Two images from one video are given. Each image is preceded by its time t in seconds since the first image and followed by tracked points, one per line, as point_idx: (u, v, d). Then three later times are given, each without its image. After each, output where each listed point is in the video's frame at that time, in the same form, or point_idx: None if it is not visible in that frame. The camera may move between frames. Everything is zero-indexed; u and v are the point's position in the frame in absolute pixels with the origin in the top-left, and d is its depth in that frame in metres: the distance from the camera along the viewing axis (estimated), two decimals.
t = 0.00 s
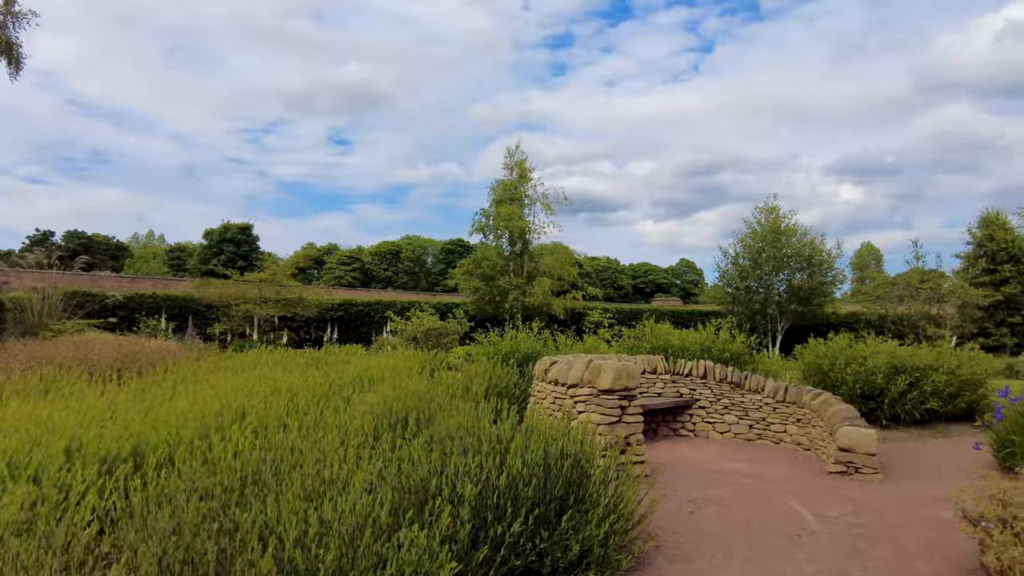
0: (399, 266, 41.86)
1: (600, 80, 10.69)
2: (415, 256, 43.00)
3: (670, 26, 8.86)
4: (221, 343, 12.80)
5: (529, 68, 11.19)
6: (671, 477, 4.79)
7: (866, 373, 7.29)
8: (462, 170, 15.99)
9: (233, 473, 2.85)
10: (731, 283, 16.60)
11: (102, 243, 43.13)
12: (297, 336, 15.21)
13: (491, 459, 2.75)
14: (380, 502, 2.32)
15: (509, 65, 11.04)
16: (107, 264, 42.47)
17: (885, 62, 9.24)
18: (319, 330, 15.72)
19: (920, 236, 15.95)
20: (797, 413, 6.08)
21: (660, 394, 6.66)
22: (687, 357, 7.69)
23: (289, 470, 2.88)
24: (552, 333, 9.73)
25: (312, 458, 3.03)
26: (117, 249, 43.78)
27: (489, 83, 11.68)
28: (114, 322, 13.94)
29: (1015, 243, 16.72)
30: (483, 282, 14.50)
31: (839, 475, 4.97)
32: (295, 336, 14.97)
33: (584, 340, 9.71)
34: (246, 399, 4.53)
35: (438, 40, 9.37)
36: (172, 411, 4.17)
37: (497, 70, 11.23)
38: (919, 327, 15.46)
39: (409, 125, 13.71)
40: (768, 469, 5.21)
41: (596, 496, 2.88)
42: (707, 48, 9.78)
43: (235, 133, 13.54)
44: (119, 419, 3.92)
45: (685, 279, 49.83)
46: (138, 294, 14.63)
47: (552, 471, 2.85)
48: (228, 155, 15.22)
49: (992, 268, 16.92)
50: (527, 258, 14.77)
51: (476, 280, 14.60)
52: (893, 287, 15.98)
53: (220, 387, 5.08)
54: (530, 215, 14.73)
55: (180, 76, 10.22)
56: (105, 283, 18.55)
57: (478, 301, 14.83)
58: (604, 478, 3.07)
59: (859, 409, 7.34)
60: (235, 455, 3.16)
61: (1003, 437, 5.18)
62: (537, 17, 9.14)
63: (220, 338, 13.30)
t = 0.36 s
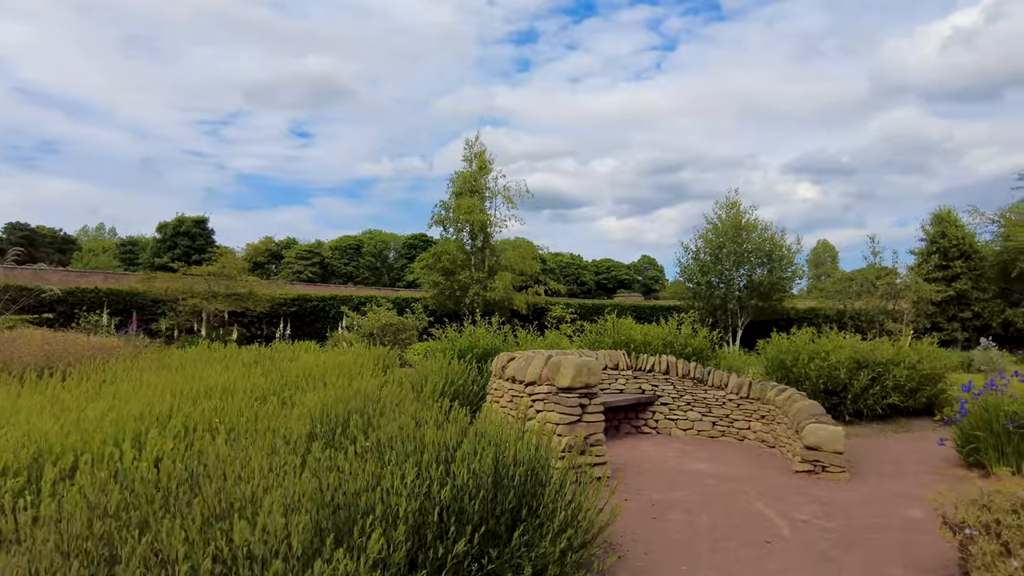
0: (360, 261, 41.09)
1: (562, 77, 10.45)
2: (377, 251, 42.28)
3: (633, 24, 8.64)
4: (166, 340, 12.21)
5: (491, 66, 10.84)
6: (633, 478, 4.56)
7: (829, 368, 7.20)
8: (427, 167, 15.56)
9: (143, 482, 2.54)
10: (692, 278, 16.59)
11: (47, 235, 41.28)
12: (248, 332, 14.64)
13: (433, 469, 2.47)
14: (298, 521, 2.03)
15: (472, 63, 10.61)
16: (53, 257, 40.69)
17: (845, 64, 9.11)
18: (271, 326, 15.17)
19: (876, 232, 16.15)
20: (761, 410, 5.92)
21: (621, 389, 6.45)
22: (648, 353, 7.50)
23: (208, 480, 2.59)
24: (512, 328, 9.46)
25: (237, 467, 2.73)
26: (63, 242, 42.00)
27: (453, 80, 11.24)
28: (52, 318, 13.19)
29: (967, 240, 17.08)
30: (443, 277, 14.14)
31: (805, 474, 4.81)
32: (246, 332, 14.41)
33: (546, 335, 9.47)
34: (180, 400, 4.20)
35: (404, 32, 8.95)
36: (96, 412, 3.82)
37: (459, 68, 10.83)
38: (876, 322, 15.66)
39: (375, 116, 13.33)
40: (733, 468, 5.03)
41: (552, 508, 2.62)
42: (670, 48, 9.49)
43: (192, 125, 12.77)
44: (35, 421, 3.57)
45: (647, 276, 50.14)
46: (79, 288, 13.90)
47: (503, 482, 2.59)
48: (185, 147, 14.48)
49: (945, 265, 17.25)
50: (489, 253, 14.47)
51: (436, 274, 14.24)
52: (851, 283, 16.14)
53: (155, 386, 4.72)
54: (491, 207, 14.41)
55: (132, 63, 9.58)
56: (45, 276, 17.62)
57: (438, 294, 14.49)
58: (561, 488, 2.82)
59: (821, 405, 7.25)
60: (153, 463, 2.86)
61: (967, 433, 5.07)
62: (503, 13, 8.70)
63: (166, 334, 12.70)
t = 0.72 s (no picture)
0: (333, 256, 40.36)
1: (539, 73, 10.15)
2: (350, 246, 41.61)
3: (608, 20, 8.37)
4: (123, 337, 11.66)
5: (465, 62, 10.42)
6: (608, 484, 4.29)
7: (809, 365, 7.01)
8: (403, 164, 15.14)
9: (39, 501, 2.18)
10: (668, 274, 16.44)
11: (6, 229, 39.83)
12: (211, 329, 14.13)
13: (376, 490, 2.12)
14: (203, 559, 1.71)
15: (446, 60, 10.22)
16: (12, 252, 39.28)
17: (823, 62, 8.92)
18: (236, 323, 14.66)
19: (850, 228, 16.14)
20: (741, 409, 5.69)
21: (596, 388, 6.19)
22: (624, 350, 7.24)
23: (119, 501, 2.24)
24: (484, 325, 9.15)
25: (156, 487, 2.39)
26: (23, 235, 40.60)
27: (427, 76, 10.78)
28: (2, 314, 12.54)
29: (939, 236, 17.18)
30: (415, 272, 13.77)
31: (788, 478, 4.58)
32: (209, 329, 13.89)
33: (519, 331, 9.17)
34: (116, 403, 3.82)
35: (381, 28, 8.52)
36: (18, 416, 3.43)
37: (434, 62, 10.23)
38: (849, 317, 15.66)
39: (345, 111, 12.79)
40: (712, 471, 4.78)
41: (517, 531, 2.26)
42: (645, 45, 9.21)
43: (165, 118, 12.40)
44: None
45: (622, 272, 50.16)
46: (31, 284, 13.25)
47: (459, 502, 2.23)
48: (153, 140, 13.92)
49: (918, 261, 17.34)
50: (462, 248, 14.13)
51: (407, 268, 13.87)
52: (826, 279, 16.12)
53: (93, 387, 4.33)
54: (463, 200, 14.08)
55: (97, 60, 9.09)
56: None
57: (409, 290, 14.12)
58: (528, 507, 2.46)
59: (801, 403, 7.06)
60: (65, 476, 2.51)
61: (954, 433, 4.85)
62: (479, 9, 8.34)
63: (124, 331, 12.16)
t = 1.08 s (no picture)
0: (311, 253, 39.65)
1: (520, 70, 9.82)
2: (328, 243, 40.95)
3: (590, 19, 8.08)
4: (82, 336, 11.14)
5: (445, 59, 10.04)
6: (588, 494, 4.00)
7: (795, 365, 6.79)
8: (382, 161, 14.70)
9: None
10: (648, 272, 16.24)
11: None
12: (178, 327, 13.62)
13: (310, 519, 1.78)
14: None
15: (426, 56, 9.81)
16: None
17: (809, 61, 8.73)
18: (204, 321, 14.15)
19: (830, 226, 16.02)
20: (726, 411, 5.43)
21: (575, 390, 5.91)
22: (605, 349, 6.97)
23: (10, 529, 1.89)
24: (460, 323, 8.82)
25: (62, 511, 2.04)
26: None
27: (408, 72, 10.38)
28: None
29: (918, 234, 17.16)
30: (390, 268, 13.40)
31: (779, 485, 4.32)
32: (175, 327, 13.38)
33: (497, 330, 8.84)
34: (42, 410, 3.42)
35: (357, 24, 8.12)
36: None
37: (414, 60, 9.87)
38: (831, 315, 15.55)
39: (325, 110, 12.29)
40: (698, 479, 4.51)
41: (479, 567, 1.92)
42: (625, 45, 8.94)
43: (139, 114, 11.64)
44: None
45: (602, 270, 50.06)
46: None
47: (413, 534, 1.89)
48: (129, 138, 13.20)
49: (898, 259, 17.31)
50: (439, 243, 13.77)
51: (382, 265, 13.50)
52: (807, 277, 16.01)
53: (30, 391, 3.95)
54: (441, 195, 13.73)
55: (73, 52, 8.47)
56: None
57: (384, 287, 13.74)
58: (495, 535, 2.13)
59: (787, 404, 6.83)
60: None
61: (950, 436, 4.64)
62: (461, 5, 7.97)
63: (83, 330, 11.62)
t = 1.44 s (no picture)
0: (286, 250, 38.91)
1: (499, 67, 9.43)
2: (304, 240, 40.24)
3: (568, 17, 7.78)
4: (35, 334, 10.61)
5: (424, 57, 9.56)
6: (561, 502, 3.71)
7: (776, 363, 6.57)
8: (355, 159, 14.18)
9: None
10: (626, 268, 16.02)
11: None
12: (139, 325, 13.10)
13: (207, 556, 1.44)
14: None
15: (404, 54, 9.30)
16: None
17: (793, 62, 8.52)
18: (167, 318, 13.63)
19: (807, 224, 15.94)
20: (707, 411, 5.19)
21: (550, 389, 5.62)
22: (581, 347, 6.68)
23: None
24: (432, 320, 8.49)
25: None
26: None
27: (385, 70, 9.86)
28: None
29: (895, 232, 17.14)
30: (361, 264, 13.02)
31: (763, 491, 4.08)
32: (136, 325, 12.87)
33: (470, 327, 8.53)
34: None
35: (334, 18, 7.68)
36: None
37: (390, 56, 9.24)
38: (809, 312, 15.47)
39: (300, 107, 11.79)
40: (678, 484, 4.25)
41: None
42: (604, 44, 8.71)
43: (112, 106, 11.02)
44: None
45: (580, 268, 49.92)
46: None
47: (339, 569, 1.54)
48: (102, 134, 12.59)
49: (875, 256, 17.29)
50: (413, 239, 13.41)
51: (353, 260, 13.11)
52: (785, 274, 15.91)
53: None
54: (415, 189, 13.36)
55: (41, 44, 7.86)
56: None
57: (355, 283, 13.35)
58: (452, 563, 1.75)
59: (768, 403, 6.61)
60: None
61: (940, 437, 4.43)
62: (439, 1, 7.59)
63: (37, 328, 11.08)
